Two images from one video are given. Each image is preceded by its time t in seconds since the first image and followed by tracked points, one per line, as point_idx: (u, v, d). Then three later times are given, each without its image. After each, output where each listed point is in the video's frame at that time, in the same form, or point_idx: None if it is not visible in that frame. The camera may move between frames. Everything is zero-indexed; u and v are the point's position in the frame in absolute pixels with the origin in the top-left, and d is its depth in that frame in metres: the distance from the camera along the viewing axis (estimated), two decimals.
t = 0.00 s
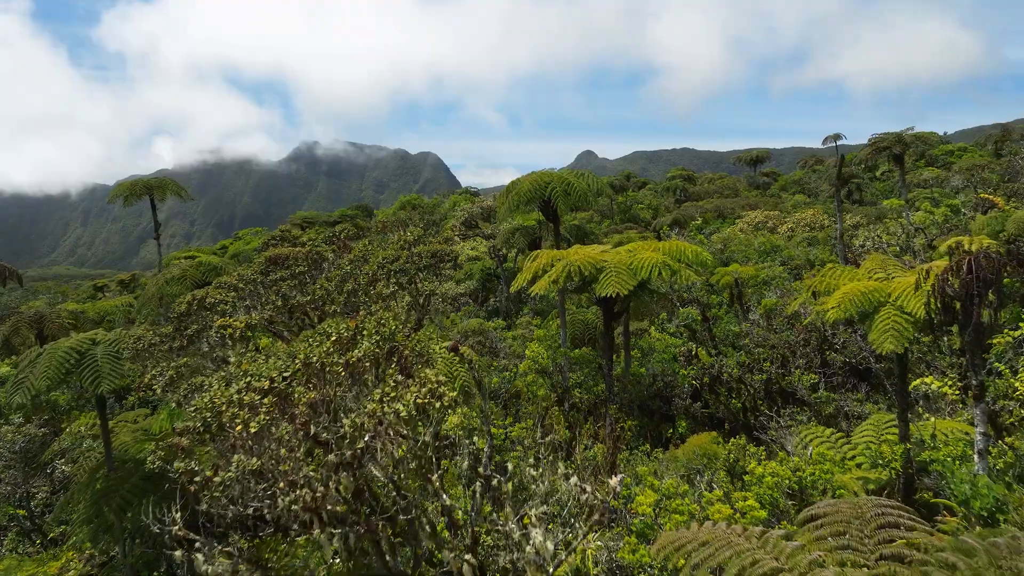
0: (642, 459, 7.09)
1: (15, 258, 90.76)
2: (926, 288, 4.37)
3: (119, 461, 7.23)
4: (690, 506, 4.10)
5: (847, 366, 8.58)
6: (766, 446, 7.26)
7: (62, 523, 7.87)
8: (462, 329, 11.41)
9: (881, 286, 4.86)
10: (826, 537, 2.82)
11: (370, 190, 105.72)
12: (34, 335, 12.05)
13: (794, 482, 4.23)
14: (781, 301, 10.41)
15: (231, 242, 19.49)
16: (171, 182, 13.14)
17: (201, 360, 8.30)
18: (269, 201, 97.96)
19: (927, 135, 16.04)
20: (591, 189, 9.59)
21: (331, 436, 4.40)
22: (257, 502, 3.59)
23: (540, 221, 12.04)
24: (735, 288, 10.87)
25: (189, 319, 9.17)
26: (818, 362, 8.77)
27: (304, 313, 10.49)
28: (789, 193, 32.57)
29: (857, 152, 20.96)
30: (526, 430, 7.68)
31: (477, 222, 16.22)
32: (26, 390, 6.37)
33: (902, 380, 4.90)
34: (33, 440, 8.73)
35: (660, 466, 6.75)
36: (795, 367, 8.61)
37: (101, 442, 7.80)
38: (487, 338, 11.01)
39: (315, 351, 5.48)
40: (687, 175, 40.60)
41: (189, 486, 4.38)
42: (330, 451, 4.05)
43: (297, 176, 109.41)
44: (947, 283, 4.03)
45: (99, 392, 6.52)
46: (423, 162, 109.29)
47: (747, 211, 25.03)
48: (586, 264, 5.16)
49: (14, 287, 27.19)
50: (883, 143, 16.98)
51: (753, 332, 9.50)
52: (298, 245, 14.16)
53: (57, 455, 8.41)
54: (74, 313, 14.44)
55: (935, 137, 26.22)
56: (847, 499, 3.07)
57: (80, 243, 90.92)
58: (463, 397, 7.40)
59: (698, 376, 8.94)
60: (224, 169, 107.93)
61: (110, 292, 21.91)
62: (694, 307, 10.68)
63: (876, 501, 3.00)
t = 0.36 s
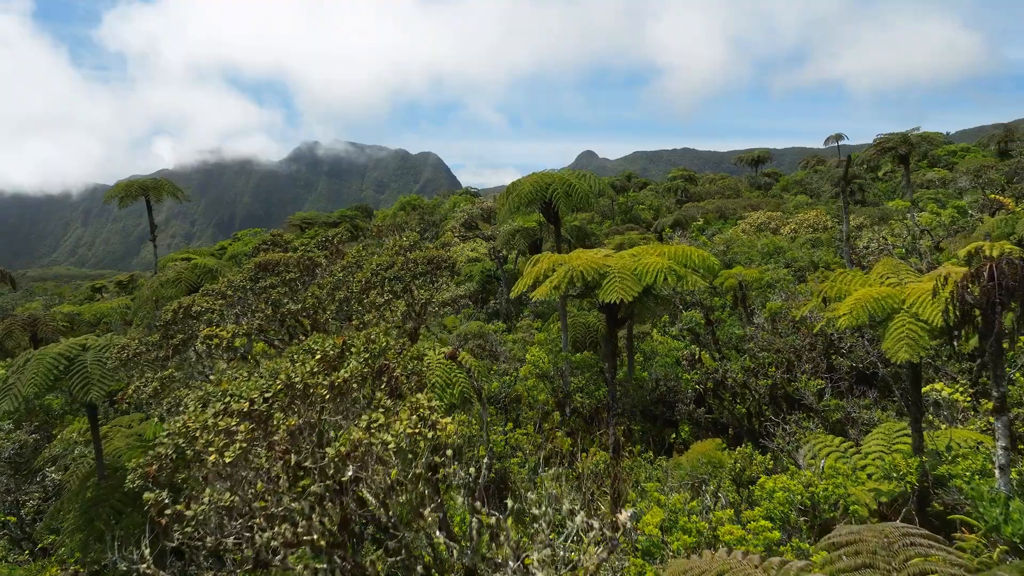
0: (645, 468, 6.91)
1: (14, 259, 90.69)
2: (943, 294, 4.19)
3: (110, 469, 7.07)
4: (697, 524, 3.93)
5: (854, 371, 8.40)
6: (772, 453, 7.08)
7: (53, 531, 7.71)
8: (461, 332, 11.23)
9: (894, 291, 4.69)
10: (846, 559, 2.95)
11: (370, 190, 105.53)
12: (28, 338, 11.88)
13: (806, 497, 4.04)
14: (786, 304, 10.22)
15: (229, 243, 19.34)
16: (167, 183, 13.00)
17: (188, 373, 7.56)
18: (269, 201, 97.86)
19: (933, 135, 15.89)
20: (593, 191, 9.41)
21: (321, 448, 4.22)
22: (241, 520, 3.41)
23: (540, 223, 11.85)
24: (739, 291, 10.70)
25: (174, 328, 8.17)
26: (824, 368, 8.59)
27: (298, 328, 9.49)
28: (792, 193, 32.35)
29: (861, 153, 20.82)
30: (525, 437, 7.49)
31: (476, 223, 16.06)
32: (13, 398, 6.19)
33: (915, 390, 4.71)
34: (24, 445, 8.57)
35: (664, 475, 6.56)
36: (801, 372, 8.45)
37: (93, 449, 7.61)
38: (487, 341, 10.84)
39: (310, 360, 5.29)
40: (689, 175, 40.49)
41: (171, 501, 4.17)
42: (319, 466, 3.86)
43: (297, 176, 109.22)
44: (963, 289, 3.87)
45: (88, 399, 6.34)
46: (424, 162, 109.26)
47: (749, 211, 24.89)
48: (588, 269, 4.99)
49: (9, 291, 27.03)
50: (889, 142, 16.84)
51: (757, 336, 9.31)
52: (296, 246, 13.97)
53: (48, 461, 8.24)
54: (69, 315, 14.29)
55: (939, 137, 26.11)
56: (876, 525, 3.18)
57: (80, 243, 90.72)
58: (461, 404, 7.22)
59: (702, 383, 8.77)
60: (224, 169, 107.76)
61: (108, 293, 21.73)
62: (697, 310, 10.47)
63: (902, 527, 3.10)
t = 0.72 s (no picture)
0: (649, 476, 6.74)
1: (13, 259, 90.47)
2: (961, 300, 4.10)
3: (102, 477, 6.92)
4: (705, 543, 3.75)
5: (861, 377, 8.23)
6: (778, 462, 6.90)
7: (44, 539, 7.56)
8: (461, 335, 11.05)
9: (909, 298, 4.49)
10: None
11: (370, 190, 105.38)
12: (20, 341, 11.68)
13: (819, 515, 3.87)
14: (792, 307, 10.04)
15: (226, 244, 19.15)
16: (162, 184, 12.84)
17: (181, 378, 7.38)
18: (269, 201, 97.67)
19: (938, 135, 15.73)
20: (595, 193, 9.24)
21: (313, 463, 4.04)
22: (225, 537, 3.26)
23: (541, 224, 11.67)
24: (743, 294, 10.54)
25: (159, 337, 7.98)
26: (831, 373, 8.42)
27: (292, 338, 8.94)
28: (794, 194, 32.10)
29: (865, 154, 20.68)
30: (526, 444, 7.32)
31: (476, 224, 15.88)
32: None
33: (930, 401, 4.53)
34: (18, 451, 8.44)
35: (668, 484, 6.39)
36: (807, 378, 8.27)
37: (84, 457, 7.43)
38: (487, 344, 10.67)
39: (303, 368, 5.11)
40: (690, 176, 40.32)
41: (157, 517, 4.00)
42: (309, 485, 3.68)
43: (297, 176, 109.02)
44: (985, 296, 3.68)
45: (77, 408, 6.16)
46: (424, 162, 109.15)
47: (751, 212, 24.72)
48: (591, 274, 4.81)
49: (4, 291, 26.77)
50: (894, 143, 16.68)
51: (762, 340, 9.14)
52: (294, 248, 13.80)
53: (38, 469, 8.05)
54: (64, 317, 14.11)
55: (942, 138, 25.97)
56: (905, 556, 3.31)
57: (80, 243, 90.63)
58: (460, 411, 7.04)
59: (706, 389, 8.60)
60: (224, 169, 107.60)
61: (103, 294, 21.50)
62: (701, 314, 10.30)
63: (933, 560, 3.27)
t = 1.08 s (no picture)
0: (653, 485, 6.56)
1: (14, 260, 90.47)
2: (982, 308, 3.91)
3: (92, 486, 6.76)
4: (713, 562, 3.57)
5: (869, 383, 8.04)
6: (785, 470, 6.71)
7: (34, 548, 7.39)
8: (461, 338, 10.87)
9: (925, 305, 4.29)
10: None
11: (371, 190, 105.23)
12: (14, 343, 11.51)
13: (835, 535, 3.68)
14: (798, 311, 9.83)
15: (225, 245, 18.98)
16: (157, 185, 12.70)
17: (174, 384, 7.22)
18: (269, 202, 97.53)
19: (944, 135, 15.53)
20: (597, 194, 9.05)
21: (303, 479, 3.84)
22: (206, 561, 3.07)
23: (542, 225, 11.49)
24: (748, 297, 10.34)
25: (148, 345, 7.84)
26: (838, 378, 8.22)
27: (282, 348, 8.49)
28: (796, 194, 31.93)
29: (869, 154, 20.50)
30: (527, 451, 7.13)
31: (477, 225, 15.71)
32: None
33: (948, 412, 4.33)
34: (8, 457, 8.28)
35: (673, 494, 6.20)
36: (814, 383, 8.08)
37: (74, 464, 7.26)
38: (487, 348, 10.50)
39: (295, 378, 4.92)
40: (691, 176, 40.14)
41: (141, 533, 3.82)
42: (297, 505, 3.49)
43: (297, 177, 108.91)
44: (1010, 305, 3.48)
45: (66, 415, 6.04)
46: (425, 163, 109.01)
47: (753, 213, 24.55)
48: (593, 279, 4.62)
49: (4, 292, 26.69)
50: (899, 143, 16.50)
51: (768, 345, 8.94)
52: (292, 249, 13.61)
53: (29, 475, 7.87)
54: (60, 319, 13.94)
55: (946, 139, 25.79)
56: None
57: (81, 243, 90.49)
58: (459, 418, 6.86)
59: (711, 394, 8.42)
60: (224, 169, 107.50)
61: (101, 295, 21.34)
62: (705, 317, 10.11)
63: None
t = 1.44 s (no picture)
0: (657, 494, 6.39)
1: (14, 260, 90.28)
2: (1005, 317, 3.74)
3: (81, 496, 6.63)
4: None
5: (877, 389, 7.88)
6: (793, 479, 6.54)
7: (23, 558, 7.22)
8: (460, 341, 10.70)
9: (943, 312, 4.12)
10: None
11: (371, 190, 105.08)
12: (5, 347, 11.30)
13: (852, 556, 3.51)
14: (803, 315, 9.68)
15: (223, 247, 18.81)
16: (153, 186, 12.53)
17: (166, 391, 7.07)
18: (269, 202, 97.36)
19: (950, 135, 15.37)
20: (599, 195, 8.88)
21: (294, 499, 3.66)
22: None
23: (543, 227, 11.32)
24: (753, 301, 10.18)
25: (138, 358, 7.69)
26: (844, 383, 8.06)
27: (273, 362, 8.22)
28: (798, 195, 31.77)
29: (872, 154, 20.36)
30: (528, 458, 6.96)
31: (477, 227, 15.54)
32: None
33: (967, 424, 4.16)
34: None
35: (678, 505, 6.03)
36: (821, 389, 7.92)
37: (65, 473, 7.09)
38: (487, 352, 10.34)
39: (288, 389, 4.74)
40: (692, 176, 39.97)
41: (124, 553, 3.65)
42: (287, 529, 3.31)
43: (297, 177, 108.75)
44: None
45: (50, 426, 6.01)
46: (425, 163, 108.87)
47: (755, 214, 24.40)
48: (597, 285, 4.45)
49: None
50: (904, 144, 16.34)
51: (773, 348, 8.78)
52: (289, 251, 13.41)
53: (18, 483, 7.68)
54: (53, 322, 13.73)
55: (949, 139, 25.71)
56: None
57: (80, 243, 90.29)
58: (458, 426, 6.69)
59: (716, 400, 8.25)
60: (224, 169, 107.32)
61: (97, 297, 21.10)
62: (709, 321, 9.94)
63: None
